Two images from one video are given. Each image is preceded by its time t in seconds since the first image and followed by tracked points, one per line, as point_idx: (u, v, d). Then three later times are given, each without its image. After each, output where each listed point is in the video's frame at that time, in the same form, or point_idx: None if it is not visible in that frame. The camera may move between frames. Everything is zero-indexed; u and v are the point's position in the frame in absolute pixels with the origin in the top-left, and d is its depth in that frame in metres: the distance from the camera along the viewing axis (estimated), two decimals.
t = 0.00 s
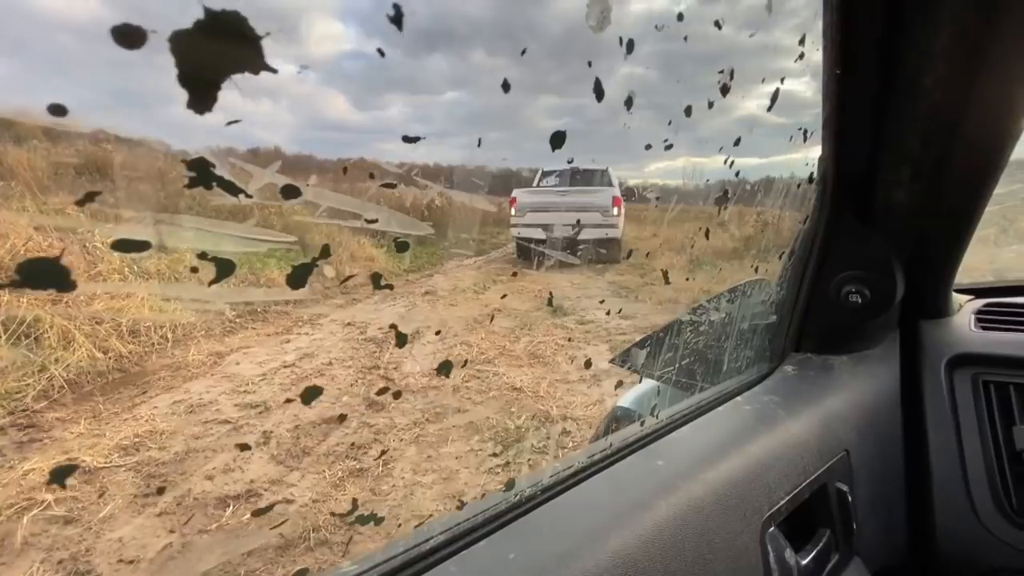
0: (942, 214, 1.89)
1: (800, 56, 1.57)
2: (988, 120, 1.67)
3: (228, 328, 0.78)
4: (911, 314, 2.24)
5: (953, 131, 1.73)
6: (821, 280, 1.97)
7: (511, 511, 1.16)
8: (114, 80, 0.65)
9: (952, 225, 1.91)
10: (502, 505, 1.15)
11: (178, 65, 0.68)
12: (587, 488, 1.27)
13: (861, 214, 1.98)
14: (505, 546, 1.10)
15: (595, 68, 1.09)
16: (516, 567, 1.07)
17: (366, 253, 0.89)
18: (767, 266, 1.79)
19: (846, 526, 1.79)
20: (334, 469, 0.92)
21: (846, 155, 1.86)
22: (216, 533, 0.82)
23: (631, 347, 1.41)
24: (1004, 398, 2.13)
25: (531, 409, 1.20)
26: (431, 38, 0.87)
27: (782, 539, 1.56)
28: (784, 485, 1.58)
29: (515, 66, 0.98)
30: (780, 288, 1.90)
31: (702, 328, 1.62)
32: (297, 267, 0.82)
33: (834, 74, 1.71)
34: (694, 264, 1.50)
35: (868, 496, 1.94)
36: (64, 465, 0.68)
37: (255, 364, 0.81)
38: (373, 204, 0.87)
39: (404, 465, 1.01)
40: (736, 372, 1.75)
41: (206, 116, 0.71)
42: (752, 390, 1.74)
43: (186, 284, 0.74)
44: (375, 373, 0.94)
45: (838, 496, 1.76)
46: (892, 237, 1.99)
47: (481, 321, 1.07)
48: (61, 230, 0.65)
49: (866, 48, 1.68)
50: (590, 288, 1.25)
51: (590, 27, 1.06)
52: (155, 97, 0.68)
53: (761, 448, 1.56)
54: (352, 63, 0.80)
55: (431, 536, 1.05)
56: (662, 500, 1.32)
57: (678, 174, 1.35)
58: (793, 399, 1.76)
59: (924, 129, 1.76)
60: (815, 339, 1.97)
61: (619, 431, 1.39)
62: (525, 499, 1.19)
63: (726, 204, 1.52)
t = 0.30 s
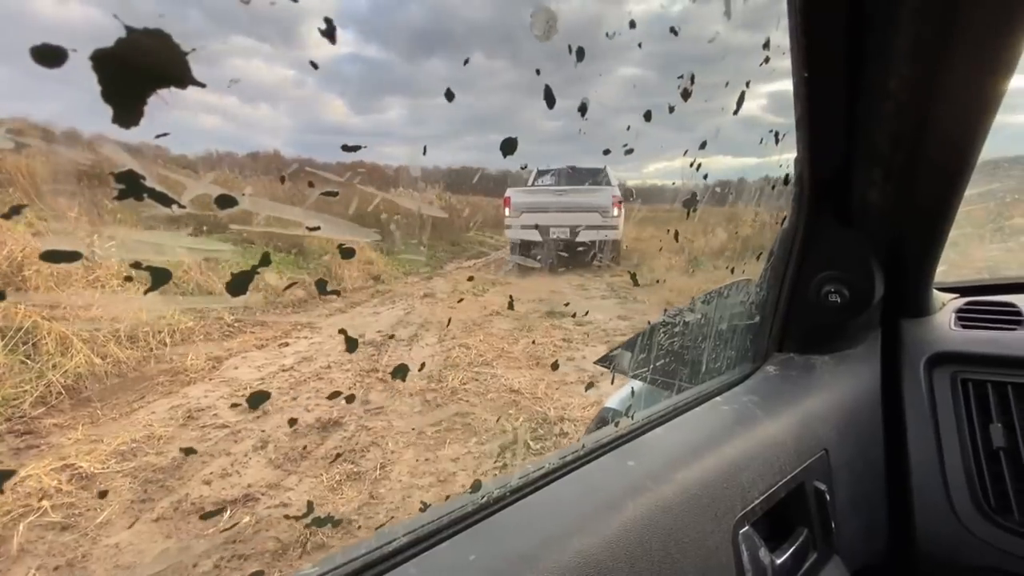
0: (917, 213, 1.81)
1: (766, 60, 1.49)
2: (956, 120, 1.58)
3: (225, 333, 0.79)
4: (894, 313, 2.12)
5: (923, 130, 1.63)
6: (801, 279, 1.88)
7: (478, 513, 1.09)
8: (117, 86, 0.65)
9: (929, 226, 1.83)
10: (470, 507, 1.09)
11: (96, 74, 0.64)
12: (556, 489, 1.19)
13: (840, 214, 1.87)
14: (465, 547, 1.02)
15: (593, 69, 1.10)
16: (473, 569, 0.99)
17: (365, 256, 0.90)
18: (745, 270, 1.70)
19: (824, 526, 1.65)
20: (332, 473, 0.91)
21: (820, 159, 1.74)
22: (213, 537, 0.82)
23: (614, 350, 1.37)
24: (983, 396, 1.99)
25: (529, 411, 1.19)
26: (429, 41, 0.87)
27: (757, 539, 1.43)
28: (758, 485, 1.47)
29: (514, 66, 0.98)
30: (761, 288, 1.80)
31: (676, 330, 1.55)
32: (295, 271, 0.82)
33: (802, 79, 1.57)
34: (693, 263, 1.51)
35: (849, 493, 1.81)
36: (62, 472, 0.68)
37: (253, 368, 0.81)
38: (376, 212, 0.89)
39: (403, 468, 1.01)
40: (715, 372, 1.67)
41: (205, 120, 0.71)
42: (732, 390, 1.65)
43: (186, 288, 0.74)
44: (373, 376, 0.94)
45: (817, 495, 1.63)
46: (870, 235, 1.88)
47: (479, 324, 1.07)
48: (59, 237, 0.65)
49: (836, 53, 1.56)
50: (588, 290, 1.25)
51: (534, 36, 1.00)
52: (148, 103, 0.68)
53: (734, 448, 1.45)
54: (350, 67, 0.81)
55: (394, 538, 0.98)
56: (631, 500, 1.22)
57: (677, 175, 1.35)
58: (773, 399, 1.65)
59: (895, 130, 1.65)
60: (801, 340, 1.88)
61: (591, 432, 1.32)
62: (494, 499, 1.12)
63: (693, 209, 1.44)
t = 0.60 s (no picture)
0: (897, 216, 1.73)
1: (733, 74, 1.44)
2: (930, 119, 1.50)
3: (225, 339, 0.79)
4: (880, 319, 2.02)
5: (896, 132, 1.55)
6: (783, 287, 1.80)
7: (454, 517, 1.05)
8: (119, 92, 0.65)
9: (909, 230, 1.75)
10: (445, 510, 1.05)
11: (59, 117, 0.63)
12: (530, 495, 1.14)
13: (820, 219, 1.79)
14: (436, 551, 0.99)
15: (589, 73, 1.10)
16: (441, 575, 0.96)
17: (365, 260, 0.90)
18: (726, 275, 1.66)
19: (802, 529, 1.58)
20: (332, 477, 0.92)
21: (797, 164, 1.67)
22: (212, 543, 0.82)
23: (602, 354, 1.34)
24: (962, 399, 1.85)
25: (528, 415, 1.19)
26: (429, 45, 0.88)
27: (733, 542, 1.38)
28: (733, 489, 1.41)
29: (511, 69, 0.99)
30: (742, 293, 1.74)
31: (656, 336, 1.49)
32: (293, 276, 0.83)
33: (776, 90, 1.52)
34: (692, 264, 1.52)
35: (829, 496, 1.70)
36: (62, 478, 0.69)
37: (252, 374, 0.81)
38: (377, 213, 0.89)
39: (401, 472, 1.01)
40: (697, 377, 1.60)
41: (206, 126, 0.72)
42: (714, 395, 1.58)
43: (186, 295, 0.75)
44: (371, 381, 0.95)
45: (795, 497, 1.57)
46: (849, 241, 1.80)
47: (478, 328, 1.08)
48: (60, 244, 0.65)
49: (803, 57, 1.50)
50: (585, 293, 1.25)
51: (494, 59, 0.97)
52: (153, 110, 0.68)
53: (710, 452, 1.41)
54: (349, 71, 0.81)
55: (370, 542, 0.96)
56: (604, 507, 1.18)
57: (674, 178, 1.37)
58: (754, 404, 1.58)
59: (868, 136, 1.58)
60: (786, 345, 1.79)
61: (571, 439, 1.27)
62: (472, 505, 1.08)
63: (667, 221, 1.37)
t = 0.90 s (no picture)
0: (877, 217, 1.68)
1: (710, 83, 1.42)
2: (900, 115, 1.45)
3: (227, 343, 0.79)
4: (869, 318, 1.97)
5: (868, 135, 1.51)
6: (767, 288, 1.77)
7: (444, 507, 1.02)
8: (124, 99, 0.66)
9: (890, 232, 1.71)
10: (434, 500, 1.02)
11: (77, 143, 0.65)
12: (515, 487, 1.09)
13: (802, 219, 1.74)
14: (425, 536, 0.96)
15: (585, 75, 1.11)
16: (425, 563, 0.92)
17: (367, 264, 0.91)
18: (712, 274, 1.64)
19: (788, 522, 1.53)
20: (335, 479, 0.92)
21: (776, 166, 1.63)
22: (214, 548, 0.81)
23: (593, 353, 1.32)
24: (941, 394, 1.78)
25: (529, 416, 1.19)
26: (426, 48, 0.88)
27: (715, 533, 1.34)
28: (717, 480, 1.38)
29: (510, 71, 0.99)
30: (727, 292, 1.74)
31: (640, 334, 1.44)
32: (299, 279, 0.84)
33: (749, 98, 1.51)
34: (692, 265, 1.54)
35: (815, 490, 1.67)
36: (64, 482, 0.69)
37: (253, 378, 0.81)
38: (377, 217, 0.90)
39: (403, 474, 1.00)
40: (683, 375, 1.57)
41: (207, 131, 0.72)
42: (701, 391, 1.54)
43: (189, 300, 0.75)
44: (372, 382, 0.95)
45: (778, 490, 1.52)
46: (831, 243, 1.75)
47: (478, 329, 1.09)
48: (63, 248, 0.66)
49: (777, 62, 1.47)
50: (585, 294, 1.25)
51: (472, 79, 0.95)
52: (161, 114, 0.68)
53: (696, 446, 1.36)
54: (348, 76, 0.82)
55: (360, 533, 0.93)
56: (587, 497, 1.13)
57: (673, 179, 1.37)
58: (739, 400, 1.55)
59: (843, 140, 1.55)
60: (771, 344, 1.76)
61: (554, 433, 1.22)
62: (461, 494, 1.05)
63: (646, 221, 1.30)
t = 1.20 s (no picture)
0: (877, 218, 1.68)
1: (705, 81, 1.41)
2: (897, 114, 1.45)
3: (227, 349, 0.78)
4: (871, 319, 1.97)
5: (867, 137, 1.52)
6: (767, 288, 1.77)
7: (435, 516, 1.01)
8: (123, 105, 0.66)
9: (890, 233, 1.71)
10: (426, 509, 1.01)
11: (37, 138, 0.62)
12: (509, 494, 1.09)
13: (801, 219, 1.74)
14: (414, 548, 0.94)
15: (585, 78, 1.11)
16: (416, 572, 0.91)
17: (367, 268, 0.91)
18: (711, 275, 1.63)
19: (789, 527, 1.53)
20: (336, 484, 0.92)
21: (774, 167, 1.64)
22: (213, 553, 0.81)
23: (592, 356, 1.31)
24: (945, 396, 1.78)
25: (529, 419, 1.19)
26: (426, 53, 0.89)
27: (716, 541, 1.33)
28: (717, 485, 1.37)
29: (511, 76, 0.99)
30: (726, 294, 1.73)
31: (638, 338, 1.43)
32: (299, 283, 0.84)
33: (747, 96, 1.51)
34: (691, 269, 1.54)
35: (817, 494, 1.67)
36: (64, 488, 0.69)
37: (253, 382, 0.81)
38: (377, 223, 0.90)
39: (402, 479, 1.00)
40: (682, 378, 1.57)
41: (207, 136, 0.72)
42: (700, 395, 1.54)
43: (189, 306, 0.75)
44: (372, 387, 0.95)
45: (779, 496, 1.52)
46: (831, 243, 1.75)
47: (478, 333, 1.09)
48: (63, 254, 0.65)
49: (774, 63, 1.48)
50: (585, 297, 1.25)
51: (459, 77, 0.93)
52: (160, 118, 0.69)
53: (694, 453, 1.35)
54: (347, 80, 0.82)
55: (348, 543, 0.92)
56: (582, 505, 1.12)
57: (673, 182, 1.38)
58: (739, 404, 1.54)
59: (840, 141, 1.55)
60: (771, 345, 1.76)
61: (553, 438, 1.22)
62: (454, 504, 1.04)
63: (642, 223, 1.29)
